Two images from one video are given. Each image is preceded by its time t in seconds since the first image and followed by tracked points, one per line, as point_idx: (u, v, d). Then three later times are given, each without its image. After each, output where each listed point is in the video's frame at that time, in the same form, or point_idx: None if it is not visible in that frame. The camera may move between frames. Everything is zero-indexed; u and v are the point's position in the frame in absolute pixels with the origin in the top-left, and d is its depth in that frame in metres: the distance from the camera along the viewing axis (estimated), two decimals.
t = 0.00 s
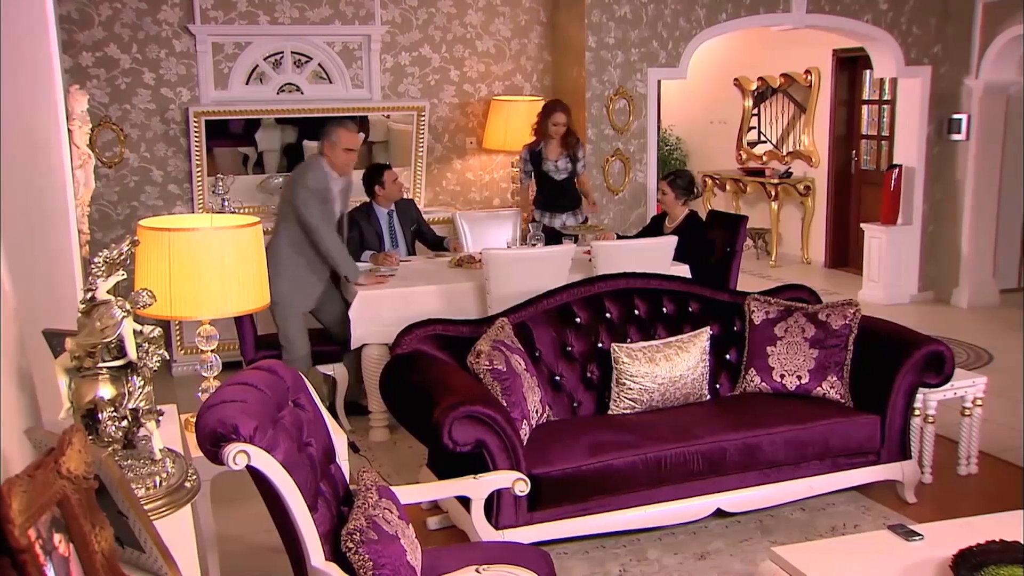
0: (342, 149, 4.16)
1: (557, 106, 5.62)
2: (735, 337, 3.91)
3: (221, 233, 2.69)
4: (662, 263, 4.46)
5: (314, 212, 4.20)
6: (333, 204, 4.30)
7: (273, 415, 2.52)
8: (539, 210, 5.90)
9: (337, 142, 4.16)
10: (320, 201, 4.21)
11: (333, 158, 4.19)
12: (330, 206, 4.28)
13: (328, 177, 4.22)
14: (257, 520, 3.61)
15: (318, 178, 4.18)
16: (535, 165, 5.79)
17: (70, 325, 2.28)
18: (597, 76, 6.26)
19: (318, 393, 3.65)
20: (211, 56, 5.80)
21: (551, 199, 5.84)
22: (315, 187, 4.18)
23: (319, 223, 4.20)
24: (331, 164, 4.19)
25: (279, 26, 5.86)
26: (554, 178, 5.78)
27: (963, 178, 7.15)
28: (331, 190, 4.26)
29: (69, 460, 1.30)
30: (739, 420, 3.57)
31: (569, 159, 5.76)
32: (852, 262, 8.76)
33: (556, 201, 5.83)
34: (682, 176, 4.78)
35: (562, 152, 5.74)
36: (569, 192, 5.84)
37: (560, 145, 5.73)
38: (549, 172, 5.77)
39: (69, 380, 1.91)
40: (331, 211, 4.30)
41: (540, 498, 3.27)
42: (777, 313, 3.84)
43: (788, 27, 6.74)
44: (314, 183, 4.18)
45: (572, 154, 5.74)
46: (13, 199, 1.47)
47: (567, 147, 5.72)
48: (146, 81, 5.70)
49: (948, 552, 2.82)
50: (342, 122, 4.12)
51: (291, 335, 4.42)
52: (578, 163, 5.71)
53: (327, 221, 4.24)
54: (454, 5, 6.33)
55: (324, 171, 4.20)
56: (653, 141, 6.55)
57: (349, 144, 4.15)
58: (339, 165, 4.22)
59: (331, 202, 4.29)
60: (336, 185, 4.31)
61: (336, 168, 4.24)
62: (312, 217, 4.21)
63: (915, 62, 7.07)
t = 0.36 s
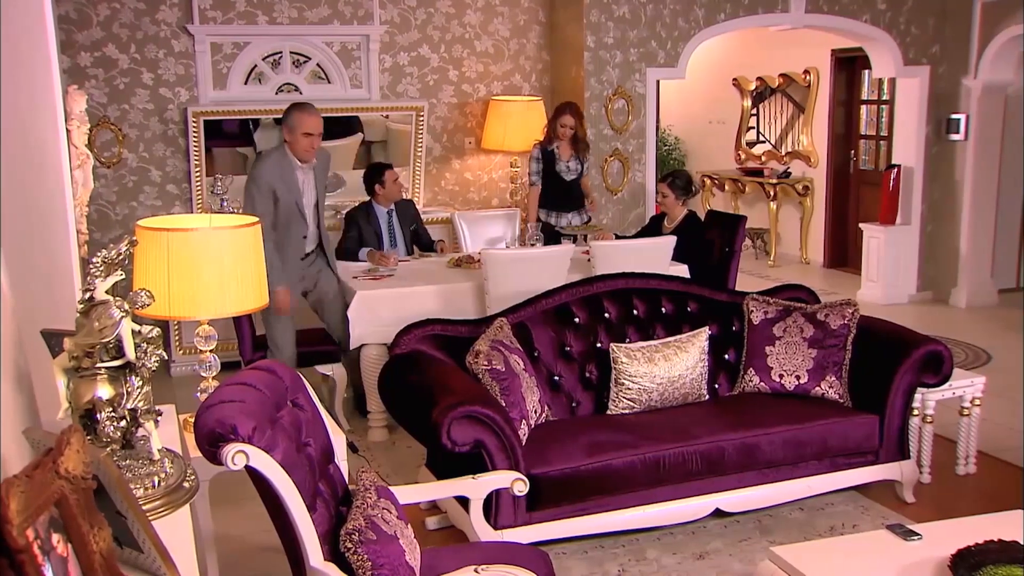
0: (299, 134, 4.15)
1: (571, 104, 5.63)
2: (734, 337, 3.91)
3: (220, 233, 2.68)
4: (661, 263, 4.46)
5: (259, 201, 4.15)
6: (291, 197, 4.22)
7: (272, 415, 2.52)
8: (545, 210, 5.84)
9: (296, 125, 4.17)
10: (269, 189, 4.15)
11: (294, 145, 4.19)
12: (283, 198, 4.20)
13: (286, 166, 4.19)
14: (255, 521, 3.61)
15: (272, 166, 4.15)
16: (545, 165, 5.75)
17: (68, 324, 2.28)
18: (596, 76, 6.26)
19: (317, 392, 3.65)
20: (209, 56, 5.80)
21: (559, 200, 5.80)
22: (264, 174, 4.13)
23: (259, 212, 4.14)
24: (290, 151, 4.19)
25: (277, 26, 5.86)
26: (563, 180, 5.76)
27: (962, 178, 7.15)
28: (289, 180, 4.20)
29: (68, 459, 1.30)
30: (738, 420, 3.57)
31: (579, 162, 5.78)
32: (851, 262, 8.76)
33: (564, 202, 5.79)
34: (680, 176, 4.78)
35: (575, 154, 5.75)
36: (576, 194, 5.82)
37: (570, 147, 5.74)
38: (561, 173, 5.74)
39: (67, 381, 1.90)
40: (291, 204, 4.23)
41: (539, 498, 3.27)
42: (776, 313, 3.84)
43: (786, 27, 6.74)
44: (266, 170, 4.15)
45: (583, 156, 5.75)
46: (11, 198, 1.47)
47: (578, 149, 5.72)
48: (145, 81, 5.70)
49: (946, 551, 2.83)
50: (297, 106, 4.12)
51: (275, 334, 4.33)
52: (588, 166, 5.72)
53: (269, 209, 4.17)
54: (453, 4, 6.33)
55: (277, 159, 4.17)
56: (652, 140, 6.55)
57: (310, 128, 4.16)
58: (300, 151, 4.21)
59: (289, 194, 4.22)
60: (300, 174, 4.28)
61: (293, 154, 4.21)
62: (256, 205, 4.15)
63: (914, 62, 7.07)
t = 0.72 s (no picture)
0: (310, 132, 4.00)
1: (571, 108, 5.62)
2: (732, 337, 3.91)
3: (218, 232, 2.68)
4: (658, 263, 4.46)
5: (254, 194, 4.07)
6: (289, 194, 4.13)
7: (270, 415, 2.52)
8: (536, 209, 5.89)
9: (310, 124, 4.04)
10: (268, 183, 4.06)
11: (306, 144, 4.05)
12: (282, 194, 4.11)
13: (290, 162, 4.09)
14: (254, 521, 3.61)
15: (275, 161, 4.07)
16: (537, 167, 5.77)
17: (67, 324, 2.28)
18: (594, 76, 6.26)
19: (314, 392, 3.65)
20: (207, 56, 5.79)
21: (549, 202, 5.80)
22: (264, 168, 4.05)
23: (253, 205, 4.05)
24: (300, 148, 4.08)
25: (275, 26, 5.86)
26: (554, 183, 5.75)
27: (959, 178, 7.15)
28: (290, 177, 4.11)
29: (64, 460, 1.30)
30: (736, 420, 3.57)
31: (571, 167, 5.72)
32: (849, 262, 8.76)
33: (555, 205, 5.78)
34: (677, 176, 4.76)
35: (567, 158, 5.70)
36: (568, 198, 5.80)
37: (565, 151, 5.70)
38: (551, 176, 5.74)
39: (65, 381, 1.92)
40: (292, 202, 4.14)
41: (537, 498, 3.27)
42: (773, 313, 3.85)
43: (784, 27, 6.74)
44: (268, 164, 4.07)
45: (576, 161, 5.69)
46: (8, 199, 1.47)
47: (571, 154, 5.67)
48: (142, 81, 5.69)
49: (943, 551, 2.83)
50: (312, 103, 3.98)
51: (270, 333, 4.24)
52: (579, 172, 5.65)
53: (264, 206, 4.07)
54: (450, 4, 6.33)
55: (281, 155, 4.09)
56: (650, 141, 6.54)
57: (322, 127, 4.00)
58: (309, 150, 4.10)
59: (290, 190, 4.13)
60: (307, 173, 4.17)
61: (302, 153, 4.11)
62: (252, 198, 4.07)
63: (911, 62, 7.07)
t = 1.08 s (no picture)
0: (358, 133, 3.73)
1: (552, 110, 5.61)
2: (727, 337, 3.92)
3: (212, 233, 2.68)
4: (653, 263, 4.47)
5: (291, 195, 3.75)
6: (329, 198, 3.79)
7: (264, 416, 2.52)
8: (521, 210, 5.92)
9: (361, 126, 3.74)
10: (307, 184, 3.73)
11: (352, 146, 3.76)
12: (321, 197, 3.78)
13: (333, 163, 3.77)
14: (249, 521, 3.60)
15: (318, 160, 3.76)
16: (518, 169, 5.75)
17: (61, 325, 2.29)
18: (588, 76, 6.27)
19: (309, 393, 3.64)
20: (202, 57, 5.78)
21: (530, 204, 5.81)
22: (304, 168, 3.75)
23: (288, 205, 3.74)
24: (346, 150, 3.76)
25: (270, 27, 5.86)
26: (534, 185, 5.75)
27: (953, 178, 7.17)
28: (332, 180, 3.78)
29: (57, 461, 1.30)
30: (730, 420, 3.57)
31: (551, 169, 5.70)
32: (843, 262, 8.77)
33: (537, 208, 5.78)
34: (670, 177, 4.80)
35: (546, 160, 5.68)
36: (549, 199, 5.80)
37: (544, 153, 5.67)
38: (529, 179, 5.73)
39: (58, 382, 1.90)
40: (332, 205, 3.80)
41: (531, 498, 3.27)
42: (768, 313, 3.85)
43: (778, 27, 6.75)
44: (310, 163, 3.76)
45: (556, 164, 5.67)
46: None
47: (551, 157, 5.65)
48: (136, 82, 5.68)
49: (937, 550, 2.84)
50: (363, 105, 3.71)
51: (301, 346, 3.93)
52: (557, 175, 5.64)
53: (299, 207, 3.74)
54: (445, 5, 6.33)
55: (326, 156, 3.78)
56: (645, 141, 6.55)
57: (371, 128, 3.73)
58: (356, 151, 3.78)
59: (330, 195, 3.79)
60: (351, 177, 3.83)
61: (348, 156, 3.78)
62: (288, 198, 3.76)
63: (905, 63, 7.08)
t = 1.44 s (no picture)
0: (411, 134, 3.77)
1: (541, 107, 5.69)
2: (717, 337, 3.92)
3: (202, 234, 2.67)
4: (643, 264, 4.47)
5: (348, 198, 3.79)
6: (386, 199, 3.83)
7: (254, 417, 2.51)
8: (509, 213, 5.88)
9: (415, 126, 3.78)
10: (367, 190, 3.79)
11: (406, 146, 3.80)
12: (381, 202, 3.82)
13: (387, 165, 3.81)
14: (240, 522, 3.60)
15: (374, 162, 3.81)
16: (506, 170, 5.73)
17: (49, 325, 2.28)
18: (579, 76, 6.27)
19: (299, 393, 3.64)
20: (191, 57, 5.77)
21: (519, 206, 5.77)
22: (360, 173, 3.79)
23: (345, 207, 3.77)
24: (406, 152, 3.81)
25: (259, 27, 5.85)
26: (522, 185, 5.74)
27: (942, 177, 7.19)
28: (388, 181, 3.82)
29: (43, 463, 1.29)
30: (720, 420, 3.58)
31: (539, 168, 5.71)
32: (833, 262, 8.79)
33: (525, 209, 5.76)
34: (658, 177, 4.81)
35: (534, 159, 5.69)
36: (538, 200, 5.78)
37: (531, 152, 5.66)
38: (518, 179, 5.72)
39: (45, 384, 1.90)
40: (388, 207, 3.84)
41: (522, 498, 3.27)
42: (758, 313, 3.86)
43: (768, 27, 6.76)
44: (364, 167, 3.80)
45: (544, 162, 5.68)
46: None
47: (539, 155, 5.66)
48: (125, 82, 5.66)
49: (926, 549, 2.85)
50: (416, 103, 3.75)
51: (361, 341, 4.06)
52: (548, 172, 5.65)
53: (356, 210, 3.77)
54: (435, 5, 6.32)
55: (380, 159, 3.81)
56: (635, 141, 6.56)
57: (426, 126, 3.77)
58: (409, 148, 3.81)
59: (391, 199, 3.84)
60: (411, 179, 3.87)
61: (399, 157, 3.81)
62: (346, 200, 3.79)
63: (894, 63, 7.09)
